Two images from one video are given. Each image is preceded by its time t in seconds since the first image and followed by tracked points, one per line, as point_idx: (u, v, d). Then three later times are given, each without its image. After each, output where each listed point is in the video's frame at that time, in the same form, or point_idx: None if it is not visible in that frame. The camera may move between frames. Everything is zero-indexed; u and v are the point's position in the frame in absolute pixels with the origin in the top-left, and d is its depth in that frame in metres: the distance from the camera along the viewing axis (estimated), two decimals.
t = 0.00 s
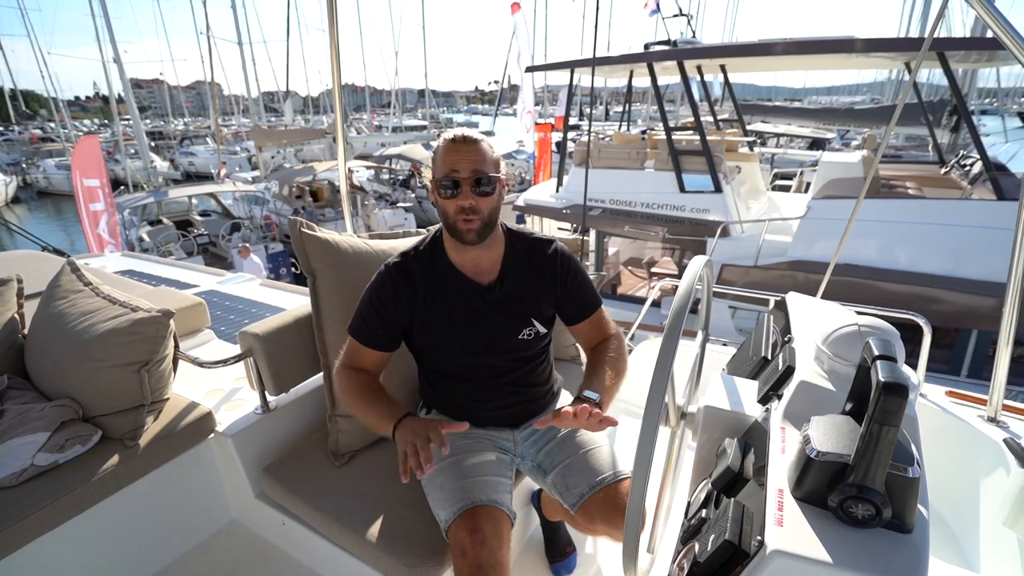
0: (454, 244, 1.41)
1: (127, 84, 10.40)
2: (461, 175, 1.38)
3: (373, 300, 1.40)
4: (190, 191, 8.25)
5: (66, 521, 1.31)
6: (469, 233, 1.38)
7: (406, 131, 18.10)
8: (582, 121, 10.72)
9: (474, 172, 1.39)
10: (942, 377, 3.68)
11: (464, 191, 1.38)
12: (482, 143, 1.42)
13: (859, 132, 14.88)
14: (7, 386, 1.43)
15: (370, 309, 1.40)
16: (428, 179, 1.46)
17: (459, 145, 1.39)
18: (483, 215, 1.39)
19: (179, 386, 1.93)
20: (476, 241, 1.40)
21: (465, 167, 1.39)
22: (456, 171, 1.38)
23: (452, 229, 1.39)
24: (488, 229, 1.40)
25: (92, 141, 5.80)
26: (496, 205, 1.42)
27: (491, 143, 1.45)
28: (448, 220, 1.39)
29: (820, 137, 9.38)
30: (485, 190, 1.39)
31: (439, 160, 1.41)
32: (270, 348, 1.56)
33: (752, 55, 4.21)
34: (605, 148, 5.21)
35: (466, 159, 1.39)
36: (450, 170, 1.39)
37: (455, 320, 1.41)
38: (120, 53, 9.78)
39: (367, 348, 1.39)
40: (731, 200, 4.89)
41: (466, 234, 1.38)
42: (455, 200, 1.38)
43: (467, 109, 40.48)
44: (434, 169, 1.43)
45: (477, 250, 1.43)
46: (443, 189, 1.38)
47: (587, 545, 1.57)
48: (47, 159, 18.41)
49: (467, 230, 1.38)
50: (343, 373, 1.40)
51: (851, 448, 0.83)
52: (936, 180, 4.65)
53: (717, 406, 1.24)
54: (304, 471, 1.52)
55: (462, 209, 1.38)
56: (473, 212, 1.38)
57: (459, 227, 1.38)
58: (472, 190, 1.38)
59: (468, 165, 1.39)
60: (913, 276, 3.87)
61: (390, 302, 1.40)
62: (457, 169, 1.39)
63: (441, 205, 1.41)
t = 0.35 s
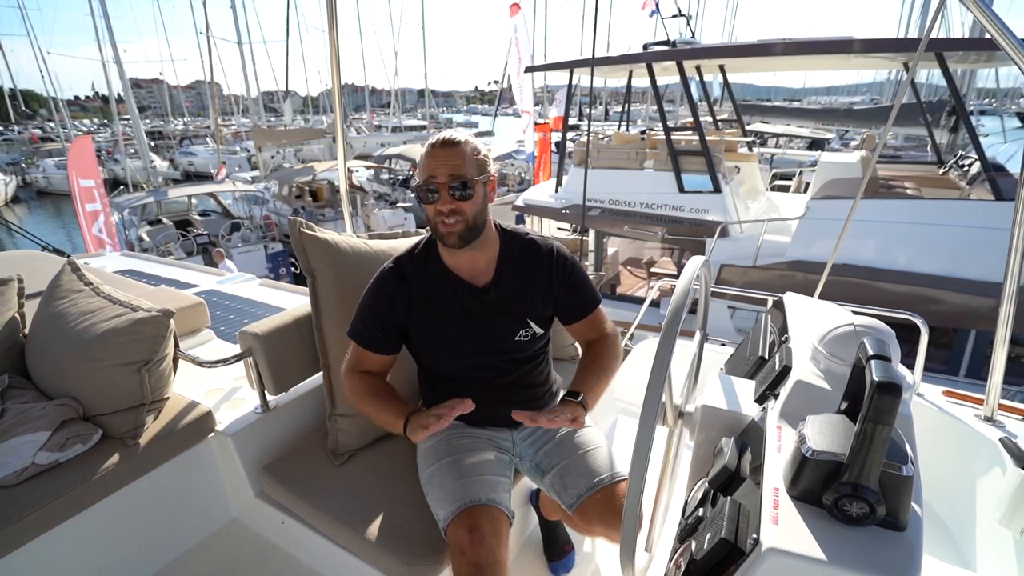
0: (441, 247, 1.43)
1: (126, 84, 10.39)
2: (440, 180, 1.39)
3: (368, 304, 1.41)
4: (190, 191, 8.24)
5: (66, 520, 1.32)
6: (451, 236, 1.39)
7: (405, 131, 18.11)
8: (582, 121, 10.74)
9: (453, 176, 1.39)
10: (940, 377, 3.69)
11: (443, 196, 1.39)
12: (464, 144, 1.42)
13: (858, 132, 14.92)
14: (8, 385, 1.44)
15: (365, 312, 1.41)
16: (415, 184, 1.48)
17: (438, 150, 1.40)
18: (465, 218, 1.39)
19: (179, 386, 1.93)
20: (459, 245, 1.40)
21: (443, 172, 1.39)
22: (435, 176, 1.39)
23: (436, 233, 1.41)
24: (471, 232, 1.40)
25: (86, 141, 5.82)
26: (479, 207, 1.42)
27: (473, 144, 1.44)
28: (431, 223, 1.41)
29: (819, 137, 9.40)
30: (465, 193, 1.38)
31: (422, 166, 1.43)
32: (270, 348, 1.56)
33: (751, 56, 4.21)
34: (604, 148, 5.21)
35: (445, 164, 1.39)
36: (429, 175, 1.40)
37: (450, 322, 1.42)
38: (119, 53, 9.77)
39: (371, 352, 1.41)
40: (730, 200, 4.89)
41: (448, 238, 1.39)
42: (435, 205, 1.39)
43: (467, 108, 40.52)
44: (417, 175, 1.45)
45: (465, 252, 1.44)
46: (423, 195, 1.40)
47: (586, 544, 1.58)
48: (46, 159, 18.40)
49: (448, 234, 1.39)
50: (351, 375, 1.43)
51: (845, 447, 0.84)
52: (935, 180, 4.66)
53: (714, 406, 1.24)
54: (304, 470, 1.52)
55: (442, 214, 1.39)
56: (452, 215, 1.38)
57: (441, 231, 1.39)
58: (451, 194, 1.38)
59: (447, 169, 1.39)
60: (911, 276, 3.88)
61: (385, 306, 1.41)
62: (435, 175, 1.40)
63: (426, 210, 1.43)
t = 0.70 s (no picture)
0: (456, 248, 1.43)
1: (125, 84, 10.39)
2: (463, 180, 1.39)
3: (371, 306, 1.41)
4: (189, 191, 8.25)
5: (66, 519, 1.32)
6: (471, 238, 1.40)
7: (405, 131, 18.12)
8: (582, 121, 10.74)
9: (477, 177, 1.40)
10: (939, 377, 3.69)
11: (467, 196, 1.39)
12: (484, 147, 1.44)
13: (857, 133, 14.95)
14: (8, 385, 1.44)
15: (369, 313, 1.41)
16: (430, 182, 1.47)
17: (462, 149, 1.40)
18: (486, 221, 1.40)
19: (179, 386, 1.94)
20: (479, 247, 1.41)
21: (468, 172, 1.40)
22: (459, 175, 1.40)
23: (454, 233, 1.39)
24: (489, 235, 1.41)
25: (84, 141, 5.81)
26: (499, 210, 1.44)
27: (493, 148, 1.47)
28: (450, 224, 1.40)
29: (818, 137, 9.41)
30: (487, 195, 1.40)
31: (442, 164, 1.42)
32: (269, 347, 1.57)
33: (750, 56, 4.21)
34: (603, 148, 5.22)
35: (469, 164, 1.40)
36: (453, 174, 1.40)
37: (452, 325, 1.42)
38: (118, 52, 9.76)
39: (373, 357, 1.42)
40: (729, 201, 4.90)
41: (468, 239, 1.40)
42: (457, 205, 1.38)
43: (466, 109, 40.60)
44: (436, 173, 1.44)
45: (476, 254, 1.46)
46: (445, 193, 1.39)
47: (584, 542, 1.59)
48: (46, 159, 18.37)
49: (468, 236, 1.39)
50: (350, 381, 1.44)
51: (841, 445, 0.84)
52: (933, 180, 4.67)
53: (711, 405, 1.25)
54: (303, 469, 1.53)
55: (463, 214, 1.39)
56: (475, 217, 1.39)
57: (460, 232, 1.39)
58: (475, 195, 1.39)
59: (471, 170, 1.40)
60: (910, 276, 3.89)
61: (388, 308, 1.41)
62: (459, 174, 1.40)
63: (443, 209, 1.41)
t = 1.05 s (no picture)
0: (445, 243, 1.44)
1: (125, 84, 10.39)
2: (457, 178, 1.40)
3: (369, 303, 1.41)
4: (189, 191, 8.25)
5: (68, 518, 1.33)
6: (459, 235, 1.40)
7: (405, 131, 18.12)
8: (581, 121, 10.76)
9: (472, 176, 1.41)
10: (938, 377, 3.69)
11: (459, 194, 1.40)
12: (484, 149, 1.45)
13: (857, 133, 14.98)
14: (8, 385, 1.44)
15: (367, 309, 1.41)
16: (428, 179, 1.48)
17: (461, 148, 1.41)
18: (474, 221, 1.40)
19: (179, 386, 1.94)
20: (465, 244, 1.41)
21: (465, 171, 1.41)
22: (454, 173, 1.41)
23: (444, 229, 1.40)
24: (478, 234, 1.41)
25: (85, 141, 5.82)
26: (490, 211, 1.43)
27: (493, 150, 1.47)
28: (442, 220, 1.41)
29: (817, 137, 9.41)
30: (480, 195, 1.40)
31: (441, 161, 1.44)
32: (269, 348, 1.57)
33: (749, 56, 4.22)
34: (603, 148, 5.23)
35: (465, 163, 1.41)
36: (449, 172, 1.41)
37: (451, 322, 1.43)
38: (117, 52, 9.76)
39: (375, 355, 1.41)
40: (729, 201, 4.91)
41: (456, 236, 1.40)
42: (450, 201, 1.40)
43: (466, 109, 40.63)
44: (434, 169, 1.45)
45: (468, 252, 1.45)
46: (439, 189, 1.41)
47: (584, 542, 1.59)
48: (45, 159, 18.37)
49: (456, 233, 1.39)
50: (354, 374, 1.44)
51: (839, 444, 0.85)
52: (932, 180, 4.68)
53: (710, 405, 1.25)
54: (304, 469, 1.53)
55: (455, 212, 1.40)
56: (466, 214, 1.40)
57: (450, 229, 1.39)
58: (468, 194, 1.40)
59: (466, 169, 1.41)
60: (909, 276, 3.89)
61: (386, 304, 1.41)
62: (455, 172, 1.41)
63: (438, 204, 1.43)
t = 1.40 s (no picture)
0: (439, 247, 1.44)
1: (125, 84, 10.38)
2: (451, 183, 1.39)
3: (376, 308, 1.39)
4: (188, 192, 8.26)
5: (69, 518, 1.33)
6: (451, 240, 1.40)
7: (404, 131, 18.11)
8: (581, 122, 10.76)
9: (465, 182, 1.39)
10: (938, 377, 3.70)
11: (452, 199, 1.39)
12: (480, 153, 1.43)
13: (857, 133, 14.97)
14: (8, 385, 1.44)
15: (374, 315, 1.40)
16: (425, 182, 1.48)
17: (456, 153, 1.40)
18: (469, 224, 1.40)
19: (178, 386, 1.94)
20: (458, 248, 1.41)
21: (458, 176, 1.40)
22: (448, 178, 1.40)
23: (437, 232, 1.41)
24: (472, 238, 1.41)
25: (90, 142, 5.85)
26: (485, 215, 1.43)
27: (490, 155, 1.47)
28: (434, 223, 1.42)
29: (817, 137, 9.42)
30: (474, 201, 1.39)
31: (436, 165, 1.43)
32: (270, 348, 1.57)
33: (749, 56, 4.22)
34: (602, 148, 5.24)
35: (459, 168, 1.40)
36: (444, 177, 1.40)
37: (458, 323, 1.43)
38: (117, 52, 9.75)
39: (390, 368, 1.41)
40: (728, 201, 4.91)
41: (449, 241, 1.40)
42: (442, 205, 1.40)
43: (465, 109, 40.68)
44: (430, 173, 1.44)
45: (464, 256, 1.45)
46: (432, 194, 1.40)
47: (584, 542, 1.59)
48: (45, 160, 18.35)
49: (450, 236, 1.40)
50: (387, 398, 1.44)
51: (838, 444, 0.85)
52: (931, 180, 4.69)
53: (709, 405, 1.25)
54: (304, 469, 1.53)
55: (449, 217, 1.40)
56: (459, 219, 1.39)
57: (443, 232, 1.40)
58: (462, 199, 1.39)
59: (460, 174, 1.40)
60: (909, 277, 3.90)
61: (393, 310, 1.39)
62: (449, 177, 1.40)
63: (431, 208, 1.43)
